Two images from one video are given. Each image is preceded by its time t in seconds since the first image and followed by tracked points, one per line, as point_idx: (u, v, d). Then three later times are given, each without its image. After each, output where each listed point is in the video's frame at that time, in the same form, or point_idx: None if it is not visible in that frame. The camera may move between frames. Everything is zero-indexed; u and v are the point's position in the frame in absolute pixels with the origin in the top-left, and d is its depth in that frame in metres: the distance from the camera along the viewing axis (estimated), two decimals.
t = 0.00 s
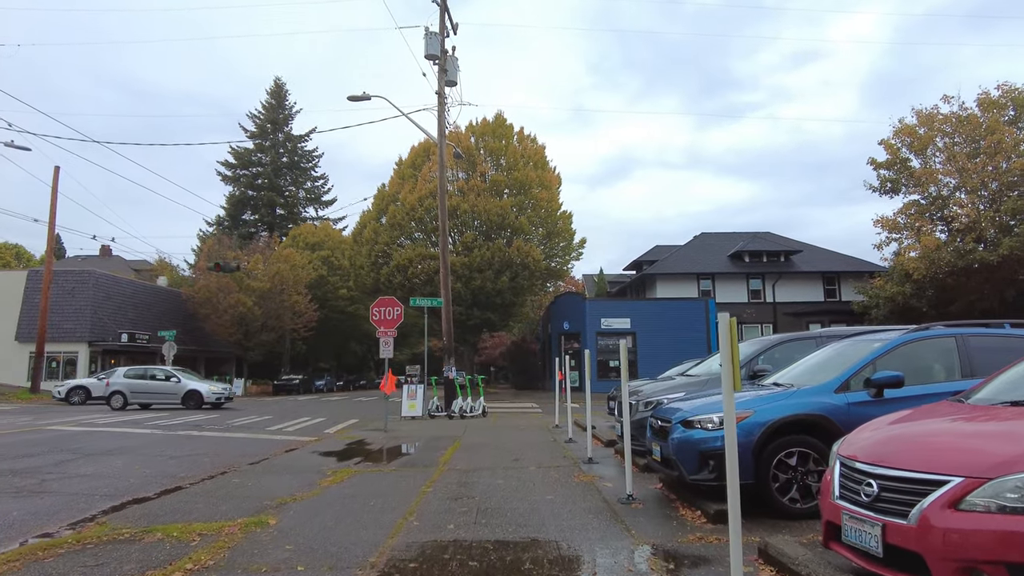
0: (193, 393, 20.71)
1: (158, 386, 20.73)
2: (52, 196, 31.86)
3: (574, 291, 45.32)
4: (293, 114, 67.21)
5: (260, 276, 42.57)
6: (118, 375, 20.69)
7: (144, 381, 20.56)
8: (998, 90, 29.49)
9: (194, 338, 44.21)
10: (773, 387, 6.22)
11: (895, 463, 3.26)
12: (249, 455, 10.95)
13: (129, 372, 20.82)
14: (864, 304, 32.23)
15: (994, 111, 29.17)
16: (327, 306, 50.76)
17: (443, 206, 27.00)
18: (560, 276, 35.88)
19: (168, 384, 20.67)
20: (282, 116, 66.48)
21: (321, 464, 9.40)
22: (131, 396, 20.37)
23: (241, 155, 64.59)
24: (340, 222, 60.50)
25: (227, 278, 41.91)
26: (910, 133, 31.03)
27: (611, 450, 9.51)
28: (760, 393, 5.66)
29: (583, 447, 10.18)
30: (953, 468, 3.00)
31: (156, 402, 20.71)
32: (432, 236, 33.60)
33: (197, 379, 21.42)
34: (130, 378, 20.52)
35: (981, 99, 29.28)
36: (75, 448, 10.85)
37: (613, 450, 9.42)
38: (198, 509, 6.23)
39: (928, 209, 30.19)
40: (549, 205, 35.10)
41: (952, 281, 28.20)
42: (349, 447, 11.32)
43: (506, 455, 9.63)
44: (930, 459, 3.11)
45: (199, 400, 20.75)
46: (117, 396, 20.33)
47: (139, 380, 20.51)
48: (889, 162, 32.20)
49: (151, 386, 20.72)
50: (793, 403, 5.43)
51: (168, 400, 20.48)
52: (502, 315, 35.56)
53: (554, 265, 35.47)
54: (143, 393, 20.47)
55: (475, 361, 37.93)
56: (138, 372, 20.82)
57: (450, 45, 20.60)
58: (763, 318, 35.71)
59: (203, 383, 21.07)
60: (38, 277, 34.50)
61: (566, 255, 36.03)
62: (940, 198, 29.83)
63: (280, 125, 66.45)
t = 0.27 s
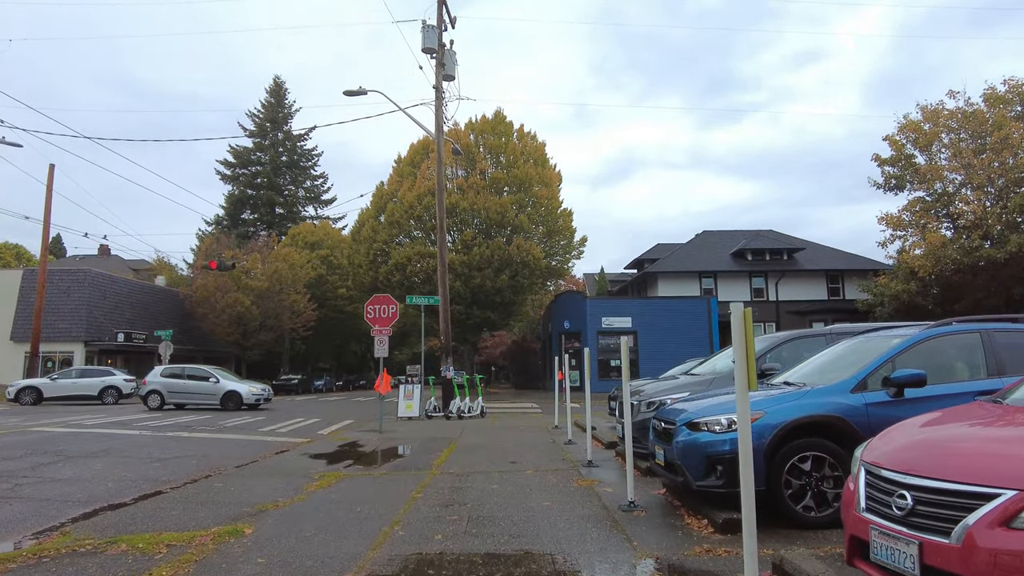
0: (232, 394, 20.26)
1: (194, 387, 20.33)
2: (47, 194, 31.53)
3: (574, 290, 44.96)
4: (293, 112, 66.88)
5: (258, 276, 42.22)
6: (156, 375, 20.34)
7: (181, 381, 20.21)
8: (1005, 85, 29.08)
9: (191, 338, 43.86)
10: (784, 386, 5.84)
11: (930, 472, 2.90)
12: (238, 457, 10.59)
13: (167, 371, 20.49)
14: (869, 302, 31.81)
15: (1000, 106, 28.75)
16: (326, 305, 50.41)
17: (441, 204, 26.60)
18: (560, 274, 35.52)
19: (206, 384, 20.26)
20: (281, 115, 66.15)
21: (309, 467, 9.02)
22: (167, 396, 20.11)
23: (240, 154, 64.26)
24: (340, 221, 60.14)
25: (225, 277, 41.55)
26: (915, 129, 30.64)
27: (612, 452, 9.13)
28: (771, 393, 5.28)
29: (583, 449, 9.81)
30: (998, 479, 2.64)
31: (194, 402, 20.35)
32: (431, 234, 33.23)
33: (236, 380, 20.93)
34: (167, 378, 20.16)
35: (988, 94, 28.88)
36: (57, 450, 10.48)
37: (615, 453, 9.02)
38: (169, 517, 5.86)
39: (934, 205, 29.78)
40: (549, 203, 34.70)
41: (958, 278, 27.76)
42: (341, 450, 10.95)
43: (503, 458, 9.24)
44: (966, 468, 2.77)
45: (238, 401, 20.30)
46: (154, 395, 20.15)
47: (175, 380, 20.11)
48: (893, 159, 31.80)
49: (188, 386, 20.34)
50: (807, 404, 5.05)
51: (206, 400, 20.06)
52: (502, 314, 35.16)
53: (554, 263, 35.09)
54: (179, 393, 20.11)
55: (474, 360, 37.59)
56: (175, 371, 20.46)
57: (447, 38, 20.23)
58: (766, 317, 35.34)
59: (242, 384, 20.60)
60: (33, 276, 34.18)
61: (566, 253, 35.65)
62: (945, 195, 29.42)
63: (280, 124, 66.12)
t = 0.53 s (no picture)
0: (275, 395, 19.84)
1: (235, 388, 19.96)
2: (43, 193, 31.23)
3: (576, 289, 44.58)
4: (293, 111, 66.58)
5: (258, 276, 41.90)
6: (196, 376, 20.06)
7: (221, 382, 19.89)
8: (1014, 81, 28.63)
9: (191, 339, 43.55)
10: (799, 389, 5.46)
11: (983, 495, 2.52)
12: (228, 462, 10.23)
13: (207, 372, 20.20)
14: (876, 301, 31.34)
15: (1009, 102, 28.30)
16: (326, 305, 50.07)
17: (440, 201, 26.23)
18: (562, 274, 35.15)
19: (247, 385, 19.88)
20: (282, 114, 65.83)
21: (299, 474, 8.65)
22: (207, 397, 19.81)
23: (240, 154, 63.96)
24: (340, 220, 59.79)
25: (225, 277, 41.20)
26: (922, 126, 30.20)
27: (616, 457, 8.75)
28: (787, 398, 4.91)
29: (584, 454, 9.45)
30: None
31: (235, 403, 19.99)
32: (431, 233, 32.86)
33: (278, 381, 20.51)
34: (207, 379, 19.87)
35: (996, 89, 28.43)
36: (40, 455, 10.13)
37: (618, 458, 8.64)
38: (141, 531, 5.46)
39: (941, 203, 29.34)
40: (550, 201, 34.28)
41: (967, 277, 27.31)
42: (335, 454, 10.58)
43: (501, 463, 8.86)
44: None
45: (280, 403, 19.85)
46: (194, 396, 19.88)
47: (216, 381, 19.80)
48: (899, 156, 31.35)
49: (227, 387, 20.02)
50: (827, 410, 4.67)
51: (248, 401, 19.69)
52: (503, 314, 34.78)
53: (556, 262, 34.71)
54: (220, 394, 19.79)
55: (475, 361, 37.21)
56: (215, 371, 20.16)
57: (446, 33, 19.85)
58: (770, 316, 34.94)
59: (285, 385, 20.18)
60: (29, 276, 33.87)
61: (568, 252, 35.27)
62: (953, 192, 28.97)
63: (280, 123, 65.80)
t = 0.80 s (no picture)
0: (324, 396, 19.50)
1: (281, 388, 19.62)
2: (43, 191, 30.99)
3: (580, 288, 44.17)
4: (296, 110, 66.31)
5: (260, 275, 41.65)
6: (241, 376, 19.71)
7: (268, 382, 19.59)
8: None
9: (192, 338, 43.29)
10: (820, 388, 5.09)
11: None
12: (219, 463, 9.90)
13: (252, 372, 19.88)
14: (884, 299, 30.78)
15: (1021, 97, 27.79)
16: (328, 304, 49.76)
17: (442, 198, 25.82)
18: (566, 272, 34.77)
19: (295, 385, 19.56)
20: (284, 113, 65.55)
21: (292, 476, 8.31)
22: (253, 398, 19.47)
23: (243, 152, 63.72)
24: (343, 219, 59.47)
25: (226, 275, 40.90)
26: (932, 121, 29.71)
27: (622, 460, 8.37)
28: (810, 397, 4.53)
29: (589, 456, 9.11)
30: None
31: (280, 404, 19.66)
32: (433, 231, 32.49)
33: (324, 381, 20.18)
34: (253, 379, 19.56)
35: (1007, 84, 27.93)
36: (27, 456, 9.82)
37: (625, 461, 8.28)
38: (117, 540, 5.12)
39: (951, 200, 28.85)
40: (554, 199, 33.84)
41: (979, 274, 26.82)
42: (330, 456, 10.25)
43: (502, 465, 8.49)
44: None
45: (328, 404, 19.49)
46: (239, 396, 19.51)
47: (262, 381, 19.48)
48: (908, 152, 30.86)
49: (274, 387, 19.68)
50: (853, 411, 4.27)
51: (296, 402, 19.35)
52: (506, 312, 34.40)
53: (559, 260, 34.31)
54: (266, 394, 19.47)
55: (478, 360, 36.86)
56: (260, 372, 19.85)
57: (447, 25, 19.49)
58: (777, 315, 34.53)
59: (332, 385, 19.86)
60: (29, 274, 33.64)
61: (572, 250, 34.88)
62: (964, 189, 28.49)
63: (283, 121, 65.52)
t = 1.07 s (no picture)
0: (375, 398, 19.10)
1: (331, 389, 19.24)
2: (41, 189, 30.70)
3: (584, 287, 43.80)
4: (298, 109, 66.01)
5: (260, 274, 41.33)
6: (288, 377, 19.36)
7: (317, 383, 19.22)
8: None
9: (193, 338, 43.01)
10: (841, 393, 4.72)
11: None
12: (210, 467, 9.55)
13: (300, 373, 19.53)
14: (893, 299, 30.21)
15: None
16: (330, 304, 49.43)
17: (443, 196, 25.39)
18: (569, 272, 34.36)
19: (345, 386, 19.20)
20: (286, 112, 65.24)
21: (282, 482, 7.94)
22: (302, 399, 19.09)
23: (245, 151, 63.46)
24: (345, 219, 59.14)
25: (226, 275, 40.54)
26: (941, 118, 29.23)
27: (628, 467, 7.98)
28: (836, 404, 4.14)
29: (593, 461, 8.75)
30: None
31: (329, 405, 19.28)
32: (435, 230, 32.12)
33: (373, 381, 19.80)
34: (301, 379, 19.18)
35: (1018, 80, 27.42)
36: (10, 459, 9.47)
37: (630, 468, 7.90)
38: (85, 554, 4.75)
39: (961, 198, 28.36)
40: (557, 197, 33.44)
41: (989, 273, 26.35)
42: (325, 460, 9.89)
43: (502, 472, 8.12)
44: None
45: (379, 406, 19.11)
46: (287, 397, 19.15)
47: (311, 383, 19.10)
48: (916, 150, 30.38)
49: (323, 388, 19.30)
50: (885, 419, 3.87)
51: (346, 404, 18.99)
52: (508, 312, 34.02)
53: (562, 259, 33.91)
54: (316, 396, 19.10)
55: (481, 360, 36.47)
56: (309, 373, 19.46)
57: (448, 19, 19.11)
58: (782, 315, 34.11)
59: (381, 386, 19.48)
60: (28, 273, 33.39)
61: (575, 249, 34.49)
62: (973, 187, 28.01)
63: (285, 120, 65.22)
